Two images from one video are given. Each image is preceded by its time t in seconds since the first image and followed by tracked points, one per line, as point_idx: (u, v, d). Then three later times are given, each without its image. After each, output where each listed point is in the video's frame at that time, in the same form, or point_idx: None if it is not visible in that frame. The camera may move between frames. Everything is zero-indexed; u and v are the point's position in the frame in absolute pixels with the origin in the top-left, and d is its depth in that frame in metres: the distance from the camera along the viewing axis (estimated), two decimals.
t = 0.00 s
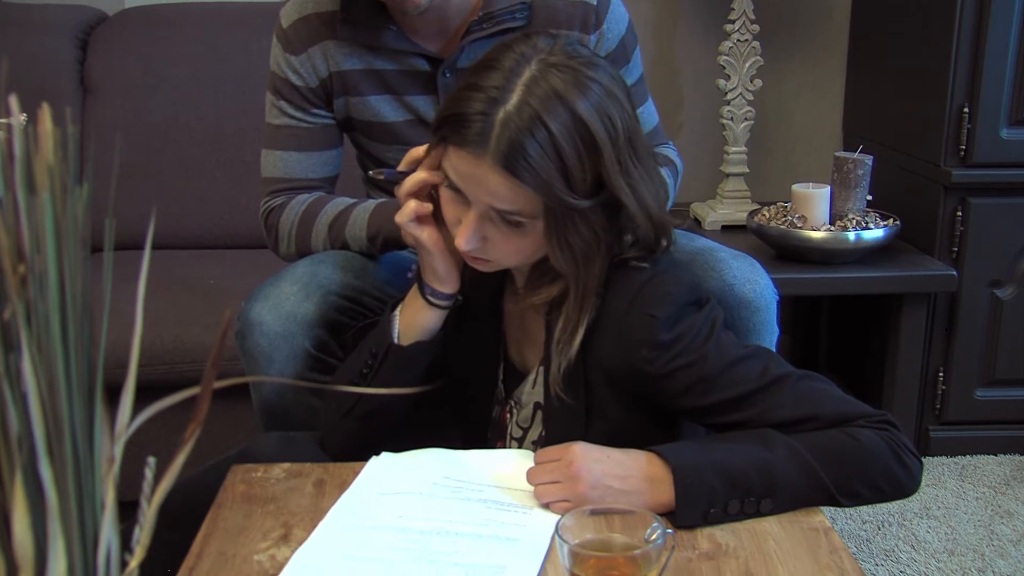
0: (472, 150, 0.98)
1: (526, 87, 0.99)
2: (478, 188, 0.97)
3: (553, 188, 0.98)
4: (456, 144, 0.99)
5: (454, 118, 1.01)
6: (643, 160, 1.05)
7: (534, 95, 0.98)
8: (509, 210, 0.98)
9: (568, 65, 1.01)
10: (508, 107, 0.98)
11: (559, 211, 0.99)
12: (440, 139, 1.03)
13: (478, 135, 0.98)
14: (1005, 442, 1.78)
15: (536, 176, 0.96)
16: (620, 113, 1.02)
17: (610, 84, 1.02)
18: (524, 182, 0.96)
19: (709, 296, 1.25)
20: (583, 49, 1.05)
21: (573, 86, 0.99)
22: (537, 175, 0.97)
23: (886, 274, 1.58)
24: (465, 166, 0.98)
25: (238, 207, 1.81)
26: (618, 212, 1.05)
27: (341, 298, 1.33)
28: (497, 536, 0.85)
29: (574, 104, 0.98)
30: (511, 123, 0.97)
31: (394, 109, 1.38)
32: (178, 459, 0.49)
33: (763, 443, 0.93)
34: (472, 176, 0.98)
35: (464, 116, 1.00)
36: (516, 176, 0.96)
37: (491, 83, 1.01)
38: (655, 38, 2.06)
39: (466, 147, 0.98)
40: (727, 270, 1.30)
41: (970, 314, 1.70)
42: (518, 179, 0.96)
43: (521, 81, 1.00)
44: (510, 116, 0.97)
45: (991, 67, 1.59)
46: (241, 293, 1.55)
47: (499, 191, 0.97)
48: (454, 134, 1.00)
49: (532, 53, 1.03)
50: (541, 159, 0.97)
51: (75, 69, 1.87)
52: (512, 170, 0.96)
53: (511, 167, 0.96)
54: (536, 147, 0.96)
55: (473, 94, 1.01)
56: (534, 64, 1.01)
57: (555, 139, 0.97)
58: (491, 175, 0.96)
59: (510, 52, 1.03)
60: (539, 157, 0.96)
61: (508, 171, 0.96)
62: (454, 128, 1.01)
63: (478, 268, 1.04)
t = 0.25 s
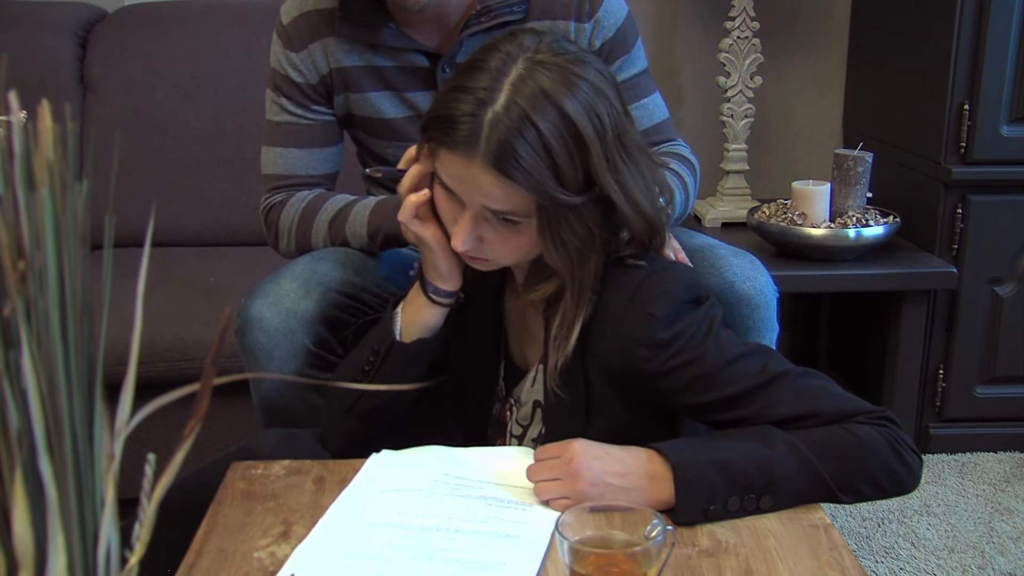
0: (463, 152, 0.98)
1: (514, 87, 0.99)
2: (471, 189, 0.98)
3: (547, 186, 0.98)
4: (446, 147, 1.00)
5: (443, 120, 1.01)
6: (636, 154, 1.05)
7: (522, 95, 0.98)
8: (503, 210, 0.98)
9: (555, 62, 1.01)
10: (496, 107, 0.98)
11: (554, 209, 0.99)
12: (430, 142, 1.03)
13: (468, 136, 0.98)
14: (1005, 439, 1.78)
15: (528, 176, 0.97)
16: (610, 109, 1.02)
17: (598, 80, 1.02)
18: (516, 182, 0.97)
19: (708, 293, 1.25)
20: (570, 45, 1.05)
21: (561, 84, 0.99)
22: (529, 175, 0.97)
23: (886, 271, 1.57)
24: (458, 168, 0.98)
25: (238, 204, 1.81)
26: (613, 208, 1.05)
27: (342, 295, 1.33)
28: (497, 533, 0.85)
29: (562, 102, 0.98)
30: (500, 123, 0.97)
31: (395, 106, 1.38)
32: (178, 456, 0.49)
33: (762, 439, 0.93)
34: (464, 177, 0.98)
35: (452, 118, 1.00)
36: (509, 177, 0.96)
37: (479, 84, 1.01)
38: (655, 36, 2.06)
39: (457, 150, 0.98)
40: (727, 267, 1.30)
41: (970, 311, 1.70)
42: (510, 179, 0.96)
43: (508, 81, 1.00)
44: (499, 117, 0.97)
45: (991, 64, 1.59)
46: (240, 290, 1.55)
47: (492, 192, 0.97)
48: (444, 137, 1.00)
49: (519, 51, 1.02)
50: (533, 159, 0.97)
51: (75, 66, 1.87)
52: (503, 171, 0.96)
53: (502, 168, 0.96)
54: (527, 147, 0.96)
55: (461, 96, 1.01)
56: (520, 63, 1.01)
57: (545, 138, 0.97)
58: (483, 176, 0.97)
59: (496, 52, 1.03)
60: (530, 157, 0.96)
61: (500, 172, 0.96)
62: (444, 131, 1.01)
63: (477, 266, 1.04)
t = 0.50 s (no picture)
0: (462, 149, 0.98)
1: (512, 84, 0.99)
2: (471, 186, 0.97)
3: (547, 183, 0.98)
4: (446, 145, 0.99)
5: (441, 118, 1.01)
6: (635, 150, 1.05)
7: (521, 92, 0.98)
8: (504, 207, 0.98)
9: (553, 59, 1.00)
10: (495, 104, 0.98)
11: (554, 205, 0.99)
12: (428, 140, 1.03)
13: (467, 133, 0.98)
14: (1005, 436, 1.78)
15: (528, 173, 0.97)
16: (608, 104, 1.02)
17: (597, 76, 1.02)
18: (516, 179, 0.96)
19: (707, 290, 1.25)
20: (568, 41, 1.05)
21: (560, 80, 0.99)
22: (529, 172, 0.97)
23: (886, 268, 1.57)
24: (457, 165, 0.98)
25: (238, 201, 1.81)
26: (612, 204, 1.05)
27: (342, 292, 1.33)
28: (497, 530, 0.84)
29: (561, 99, 0.98)
30: (500, 120, 0.97)
31: (394, 103, 1.38)
32: (177, 451, 0.49)
33: (762, 436, 0.92)
34: (464, 175, 0.98)
35: (450, 115, 1.00)
36: (509, 173, 0.96)
37: (477, 81, 1.01)
38: (656, 32, 2.05)
39: (457, 147, 0.98)
40: (727, 264, 1.30)
41: (970, 308, 1.70)
42: (510, 176, 0.96)
43: (506, 78, 0.99)
44: (499, 114, 0.97)
45: (992, 61, 1.59)
46: (240, 287, 1.55)
47: (492, 189, 0.97)
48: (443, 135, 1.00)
49: (516, 47, 1.02)
50: (533, 155, 0.97)
51: (74, 63, 1.87)
52: (503, 168, 0.96)
53: (503, 165, 0.96)
54: (527, 143, 0.96)
55: (459, 93, 1.01)
56: (519, 59, 1.01)
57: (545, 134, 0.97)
58: (483, 173, 0.97)
59: (494, 48, 1.03)
60: (530, 153, 0.96)
61: (500, 169, 0.96)
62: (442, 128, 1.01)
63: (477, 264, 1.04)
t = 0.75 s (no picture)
0: (466, 145, 0.98)
1: (517, 80, 0.99)
2: (474, 183, 0.97)
3: (550, 180, 0.98)
4: (449, 141, 0.99)
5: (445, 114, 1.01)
6: (638, 148, 1.05)
7: (525, 88, 0.98)
8: (507, 204, 0.98)
9: (558, 56, 1.00)
10: (499, 100, 0.98)
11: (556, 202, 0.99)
12: (432, 136, 1.03)
13: (471, 130, 0.98)
14: (1005, 434, 1.78)
15: (532, 169, 0.97)
16: (612, 102, 1.02)
17: (601, 73, 1.02)
18: (520, 175, 0.96)
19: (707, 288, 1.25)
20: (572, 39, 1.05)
21: (564, 77, 0.99)
22: (533, 168, 0.97)
23: (886, 267, 1.57)
24: (461, 162, 0.98)
25: (238, 199, 1.81)
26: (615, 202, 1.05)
27: (341, 291, 1.33)
28: (497, 529, 0.84)
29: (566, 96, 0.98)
30: (504, 116, 0.97)
31: (393, 101, 1.38)
32: (177, 449, 0.49)
33: (762, 435, 0.92)
34: (467, 171, 0.98)
35: (454, 111, 1.00)
36: (513, 170, 0.96)
37: (481, 77, 1.01)
38: (655, 31, 2.05)
39: (461, 143, 0.98)
40: (727, 263, 1.30)
41: (970, 307, 1.70)
42: (514, 173, 0.96)
43: (510, 74, 0.99)
44: (503, 110, 0.97)
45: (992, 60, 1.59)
46: (240, 285, 1.55)
47: (495, 186, 0.97)
48: (447, 131, 1.00)
49: (521, 44, 1.02)
50: (536, 152, 0.97)
51: (74, 61, 1.87)
52: (507, 164, 0.96)
53: (507, 161, 0.96)
54: (531, 140, 0.96)
55: (464, 89, 1.01)
56: (523, 56, 1.01)
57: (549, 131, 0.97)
58: (487, 170, 0.97)
59: (498, 45, 1.03)
60: (534, 150, 0.96)
61: (504, 165, 0.96)
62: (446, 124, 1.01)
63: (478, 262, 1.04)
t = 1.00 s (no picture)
0: (475, 131, 0.97)
1: (526, 67, 0.99)
2: (482, 168, 0.97)
3: (558, 167, 0.98)
4: (458, 126, 0.99)
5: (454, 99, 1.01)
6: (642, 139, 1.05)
7: (535, 75, 0.98)
8: (514, 190, 0.97)
9: (566, 45, 1.01)
10: (509, 86, 0.98)
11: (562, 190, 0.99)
12: (440, 123, 1.02)
13: (480, 115, 0.97)
14: (1005, 432, 1.78)
15: (541, 156, 0.96)
16: (619, 92, 1.02)
17: (608, 63, 1.02)
18: (528, 161, 0.96)
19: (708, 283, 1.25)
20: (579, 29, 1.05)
21: (573, 65, 0.99)
22: (542, 154, 0.96)
23: (885, 265, 1.57)
24: (470, 147, 0.98)
25: (237, 197, 1.81)
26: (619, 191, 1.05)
27: (341, 289, 1.33)
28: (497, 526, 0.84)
29: (574, 83, 0.98)
30: (513, 102, 0.96)
31: (392, 98, 1.38)
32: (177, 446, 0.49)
33: (763, 433, 0.92)
34: (476, 157, 0.97)
35: (464, 97, 1.00)
36: (522, 156, 0.96)
37: (490, 64, 1.01)
38: (655, 29, 2.05)
39: (469, 129, 0.98)
40: (727, 260, 1.30)
41: (970, 304, 1.70)
42: (523, 158, 0.96)
43: (519, 61, 0.99)
44: (512, 96, 0.97)
45: (992, 57, 1.59)
46: (240, 283, 1.55)
47: (504, 171, 0.96)
48: (455, 117, 1.00)
49: (529, 33, 1.03)
50: (546, 138, 0.96)
51: (74, 59, 1.87)
52: (516, 149, 0.96)
53: (516, 146, 0.96)
54: (540, 126, 0.96)
55: (473, 75, 1.01)
56: (531, 45, 1.01)
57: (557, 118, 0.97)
58: (496, 155, 0.96)
59: (507, 33, 1.03)
60: (543, 136, 0.96)
61: (513, 151, 0.96)
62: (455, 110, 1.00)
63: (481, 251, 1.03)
